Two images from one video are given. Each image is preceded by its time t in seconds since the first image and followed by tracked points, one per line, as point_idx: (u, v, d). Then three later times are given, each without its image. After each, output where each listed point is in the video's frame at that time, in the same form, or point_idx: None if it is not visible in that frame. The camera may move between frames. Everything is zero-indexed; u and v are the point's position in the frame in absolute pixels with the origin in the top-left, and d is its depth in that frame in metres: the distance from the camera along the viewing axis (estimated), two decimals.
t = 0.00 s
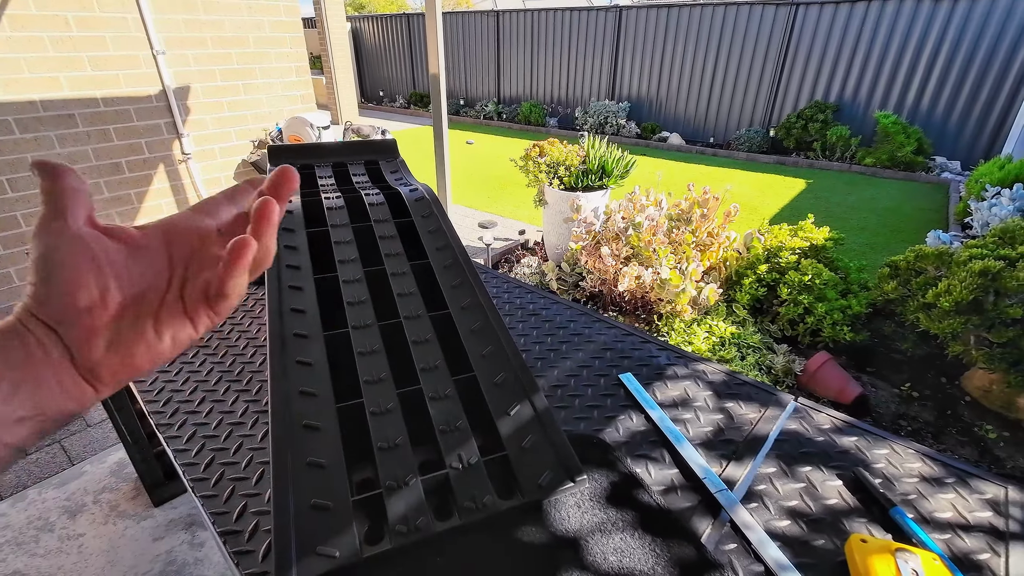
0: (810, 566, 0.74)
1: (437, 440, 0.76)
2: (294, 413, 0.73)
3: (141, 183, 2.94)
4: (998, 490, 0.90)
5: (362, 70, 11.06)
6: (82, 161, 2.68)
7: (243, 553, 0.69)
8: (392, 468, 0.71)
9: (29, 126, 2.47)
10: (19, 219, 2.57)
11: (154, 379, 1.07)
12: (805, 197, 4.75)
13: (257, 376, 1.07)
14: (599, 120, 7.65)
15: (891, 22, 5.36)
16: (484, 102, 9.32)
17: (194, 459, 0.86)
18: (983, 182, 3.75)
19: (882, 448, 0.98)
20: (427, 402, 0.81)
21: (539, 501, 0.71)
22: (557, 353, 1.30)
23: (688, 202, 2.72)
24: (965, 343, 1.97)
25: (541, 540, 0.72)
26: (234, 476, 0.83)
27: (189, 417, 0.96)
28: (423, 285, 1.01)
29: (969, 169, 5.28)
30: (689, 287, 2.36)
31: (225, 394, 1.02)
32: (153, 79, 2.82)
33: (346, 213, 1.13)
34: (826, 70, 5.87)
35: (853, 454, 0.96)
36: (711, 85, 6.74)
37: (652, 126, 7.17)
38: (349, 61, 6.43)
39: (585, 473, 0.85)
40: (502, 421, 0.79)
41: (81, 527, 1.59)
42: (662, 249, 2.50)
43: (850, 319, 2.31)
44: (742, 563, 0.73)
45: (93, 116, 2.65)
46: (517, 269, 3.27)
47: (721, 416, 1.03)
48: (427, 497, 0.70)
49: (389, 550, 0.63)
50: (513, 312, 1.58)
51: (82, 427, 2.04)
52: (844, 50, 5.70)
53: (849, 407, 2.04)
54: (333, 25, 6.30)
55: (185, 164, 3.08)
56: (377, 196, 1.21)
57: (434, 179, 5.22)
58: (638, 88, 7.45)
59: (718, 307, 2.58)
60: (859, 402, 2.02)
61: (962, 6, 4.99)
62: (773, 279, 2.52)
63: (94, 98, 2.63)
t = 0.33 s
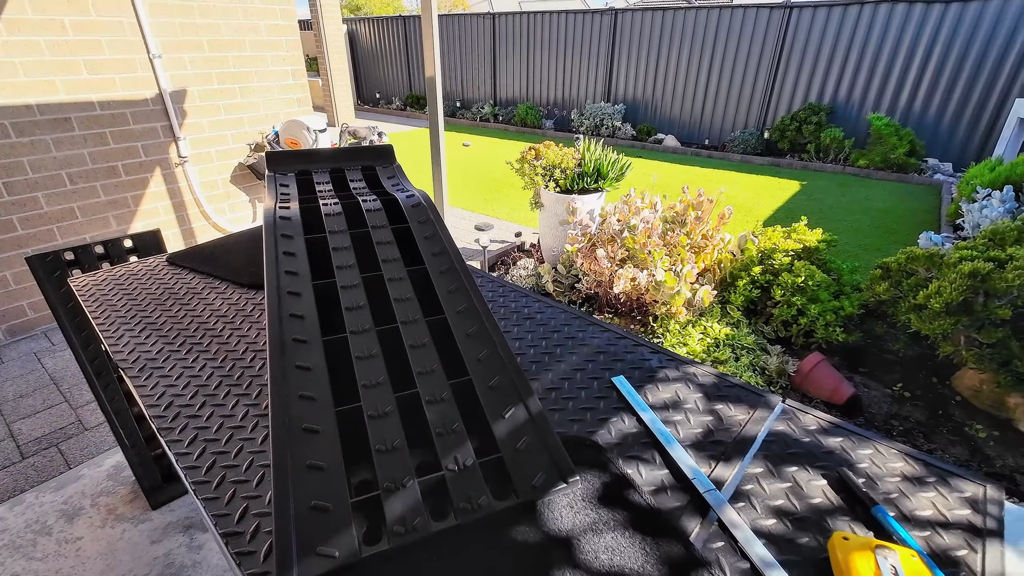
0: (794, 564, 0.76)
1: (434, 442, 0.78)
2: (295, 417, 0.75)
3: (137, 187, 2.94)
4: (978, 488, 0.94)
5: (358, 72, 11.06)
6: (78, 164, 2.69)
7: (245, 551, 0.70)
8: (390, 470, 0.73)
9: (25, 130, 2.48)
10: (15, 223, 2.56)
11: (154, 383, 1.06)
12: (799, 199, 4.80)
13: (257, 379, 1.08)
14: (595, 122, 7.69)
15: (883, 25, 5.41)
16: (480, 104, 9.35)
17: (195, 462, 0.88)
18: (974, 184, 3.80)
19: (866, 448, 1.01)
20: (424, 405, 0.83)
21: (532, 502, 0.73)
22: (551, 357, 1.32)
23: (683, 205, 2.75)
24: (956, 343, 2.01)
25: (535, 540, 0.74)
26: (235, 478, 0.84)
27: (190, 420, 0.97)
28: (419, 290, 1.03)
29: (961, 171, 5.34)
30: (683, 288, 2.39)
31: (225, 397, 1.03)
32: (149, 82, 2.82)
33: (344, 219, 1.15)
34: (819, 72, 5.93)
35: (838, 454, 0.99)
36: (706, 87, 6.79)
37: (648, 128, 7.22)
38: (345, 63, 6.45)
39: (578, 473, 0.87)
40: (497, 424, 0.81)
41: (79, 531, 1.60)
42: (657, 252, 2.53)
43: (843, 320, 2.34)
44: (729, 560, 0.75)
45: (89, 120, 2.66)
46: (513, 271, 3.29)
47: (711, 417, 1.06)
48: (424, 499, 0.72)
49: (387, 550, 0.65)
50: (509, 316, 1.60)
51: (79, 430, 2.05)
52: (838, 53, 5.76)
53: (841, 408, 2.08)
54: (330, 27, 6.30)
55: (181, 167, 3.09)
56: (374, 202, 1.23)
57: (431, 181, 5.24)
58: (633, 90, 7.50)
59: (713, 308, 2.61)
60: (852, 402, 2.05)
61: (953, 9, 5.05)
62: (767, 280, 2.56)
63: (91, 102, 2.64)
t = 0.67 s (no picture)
0: (777, 557, 0.79)
1: (429, 442, 0.80)
2: (292, 418, 0.76)
3: (132, 191, 2.94)
4: (956, 483, 0.97)
5: (353, 74, 11.07)
6: (72, 168, 2.68)
7: (243, 550, 0.72)
8: (386, 469, 0.75)
9: (18, 134, 2.47)
10: (8, 227, 2.55)
11: (152, 386, 1.07)
12: (791, 201, 4.85)
13: (253, 382, 1.10)
14: (589, 125, 7.73)
15: (873, 29, 5.49)
16: (474, 107, 9.38)
17: (193, 463, 0.89)
18: (963, 186, 3.86)
19: (850, 445, 1.04)
20: (418, 405, 0.85)
21: (524, 500, 0.76)
22: (543, 358, 1.35)
23: (676, 207, 2.77)
24: (944, 343, 2.05)
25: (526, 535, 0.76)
26: (233, 479, 0.86)
27: (188, 422, 0.98)
28: (414, 293, 1.05)
29: (950, 173, 5.41)
30: (676, 290, 2.42)
31: (223, 400, 1.05)
32: (143, 86, 2.83)
33: (339, 223, 1.17)
34: (810, 76, 6.00)
35: (822, 451, 1.01)
36: (699, 90, 6.85)
37: (642, 131, 7.27)
38: (340, 67, 6.46)
39: (569, 471, 0.89)
40: (490, 423, 0.84)
41: (74, 535, 1.61)
42: (650, 254, 2.56)
43: (833, 321, 2.38)
44: (715, 553, 0.78)
45: (83, 124, 2.66)
46: (508, 274, 3.31)
47: (699, 416, 1.08)
48: (418, 497, 0.74)
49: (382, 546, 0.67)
50: (503, 318, 1.63)
51: (73, 434, 2.05)
52: (828, 57, 5.83)
53: (831, 407, 2.11)
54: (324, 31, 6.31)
55: (176, 170, 3.09)
56: (369, 206, 1.25)
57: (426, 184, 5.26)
58: (627, 93, 7.55)
59: (706, 310, 2.64)
60: (842, 401, 2.08)
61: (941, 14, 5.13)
62: (759, 282, 2.59)
63: (84, 106, 2.65)
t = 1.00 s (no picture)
0: (770, 550, 0.80)
1: (424, 442, 0.80)
2: (285, 419, 0.76)
3: (116, 192, 2.89)
4: (943, 474, 0.99)
5: (341, 74, 10.99)
6: (55, 170, 2.64)
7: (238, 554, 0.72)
8: (382, 469, 0.75)
9: None
10: None
11: (142, 389, 1.06)
12: (778, 199, 4.91)
13: (246, 384, 1.09)
14: (578, 125, 7.76)
15: (857, 30, 5.57)
16: (464, 106, 9.37)
17: (186, 466, 0.88)
18: (945, 184, 3.93)
19: (840, 439, 1.06)
20: (413, 405, 0.85)
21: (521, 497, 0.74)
22: (536, 357, 1.35)
23: (666, 206, 2.79)
24: (929, 339, 2.08)
25: (523, 534, 0.76)
26: (227, 482, 0.85)
27: (180, 426, 0.97)
28: (407, 293, 1.05)
29: (933, 170, 5.51)
30: (667, 288, 2.44)
31: (215, 403, 1.04)
32: (128, 86, 2.78)
33: (331, 224, 1.16)
34: (796, 76, 6.08)
35: (813, 445, 1.03)
36: (687, 90, 6.91)
37: (631, 130, 7.31)
38: (327, 67, 6.41)
39: (565, 469, 0.90)
40: (485, 422, 0.83)
41: (60, 543, 1.58)
42: (640, 253, 2.58)
43: (821, 317, 2.41)
44: (709, 548, 0.79)
45: (66, 124, 2.61)
46: (499, 273, 3.31)
47: (692, 412, 1.09)
48: (415, 498, 0.73)
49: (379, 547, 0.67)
50: (496, 317, 1.63)
51: (58, 440, 2.01)
52: (814, 57, 5.91)
53: (820, 402, 2.15)
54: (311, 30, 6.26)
55: (161, 172, 3.04)
56: (360, 207, 1.24)
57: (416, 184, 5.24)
58: (616, 92, 7.59)
59: (696, 308, 2.66)
60: (831, 397, 2.12)
61: (922, 15, 5.22)
62: (748, 280, 2.62)
63: (67, 106, 2.60)
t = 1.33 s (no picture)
0: (753, 536, 0.82)
1: (408, 440, 0.79)
2: (265, 420, 0.74)
3: (87, 195, 2.81)
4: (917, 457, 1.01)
5: (319, 74, 10.83)
6: (21, 172, 2.55)
7: (218, 558, 0.70)
8: (364, 468, 0.74)
9: None
10: None
11: (116, 394, 1.03)
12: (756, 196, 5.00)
13: (224, 386, 1.07)
14: (560, 124, 7.79)
15: (830, 29, 5.70)
16: (445, 106, 9.33)
17: (163, 471, 0.85)
18: (916, 179, 4.04)
19: (818, 426, 1.08)
20: (396, 403, 0.84)
21: (505, 492, 0.75)
22: (520, 354, 1.35)
23: (647, 203, 2.81)
24: (903, 328, 2.14)
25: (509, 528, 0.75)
26: (205, 485, 0.83)
27: (156, 429, 0.94)
28: (388, 291, 1.04)
29: (905, 166, 5.67)
30: (650, 284, 2.46)
31: (192, 405, 1.01)
32: (97, 86, 2.70)
33: (309, 222, 1.14)
34: (772, 75, 6.19)
35: (793, 433, 1.05)
36: (666, 88, 6.98)
37: (612, 129, 7.36)
38: (305, 66, 6.31)
39: (550, 462, 0.90)
40: (470, 418, 0.83)
41: (32, 557, 1.52)
42: (623, 249, 2.59)
43: (800, 310, 2.46)
44: (694, 536, 0.80)
45: (33, 125, 2.53)
46: (483, 272, 3.30)
47: (675, 404, 1.10)
48: (398, 495, 0.72)
49: (363, 545, 0.66)
50: (479, 315, 1.62)
51: (29, 450, 1.94)
52: (788, 56, 6.04)
53: (800, 393, 2.19)
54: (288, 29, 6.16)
55: (134, 173, 2.96)
56: (340, 204, 1.22)
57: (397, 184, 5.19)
58: (597, 91, 7.64)
59: (679, 303, 2.69)
60: (810, 387, 2.16)
61: (891, 16, 5.37)
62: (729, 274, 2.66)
63: (33, 107, 2.51)
